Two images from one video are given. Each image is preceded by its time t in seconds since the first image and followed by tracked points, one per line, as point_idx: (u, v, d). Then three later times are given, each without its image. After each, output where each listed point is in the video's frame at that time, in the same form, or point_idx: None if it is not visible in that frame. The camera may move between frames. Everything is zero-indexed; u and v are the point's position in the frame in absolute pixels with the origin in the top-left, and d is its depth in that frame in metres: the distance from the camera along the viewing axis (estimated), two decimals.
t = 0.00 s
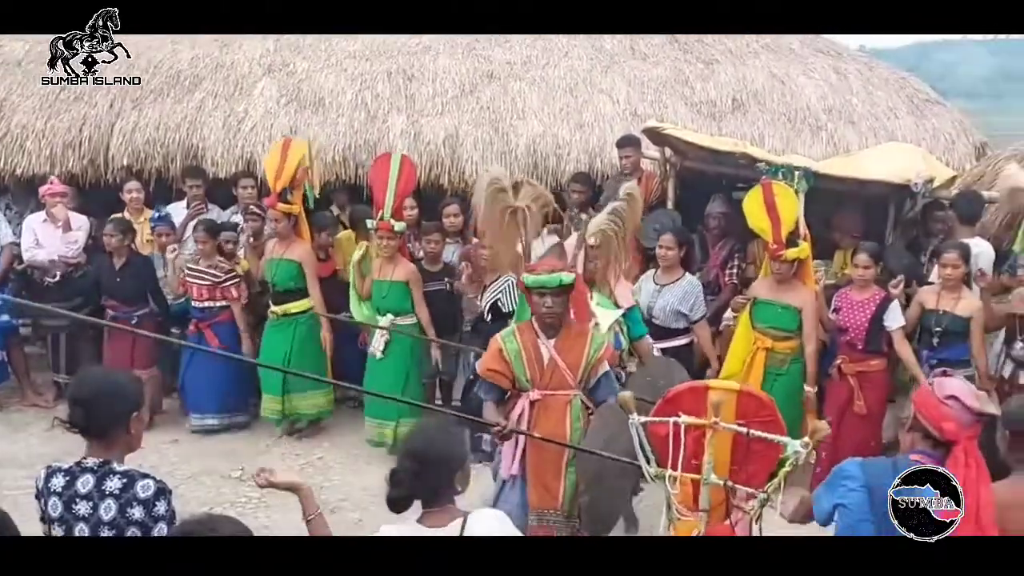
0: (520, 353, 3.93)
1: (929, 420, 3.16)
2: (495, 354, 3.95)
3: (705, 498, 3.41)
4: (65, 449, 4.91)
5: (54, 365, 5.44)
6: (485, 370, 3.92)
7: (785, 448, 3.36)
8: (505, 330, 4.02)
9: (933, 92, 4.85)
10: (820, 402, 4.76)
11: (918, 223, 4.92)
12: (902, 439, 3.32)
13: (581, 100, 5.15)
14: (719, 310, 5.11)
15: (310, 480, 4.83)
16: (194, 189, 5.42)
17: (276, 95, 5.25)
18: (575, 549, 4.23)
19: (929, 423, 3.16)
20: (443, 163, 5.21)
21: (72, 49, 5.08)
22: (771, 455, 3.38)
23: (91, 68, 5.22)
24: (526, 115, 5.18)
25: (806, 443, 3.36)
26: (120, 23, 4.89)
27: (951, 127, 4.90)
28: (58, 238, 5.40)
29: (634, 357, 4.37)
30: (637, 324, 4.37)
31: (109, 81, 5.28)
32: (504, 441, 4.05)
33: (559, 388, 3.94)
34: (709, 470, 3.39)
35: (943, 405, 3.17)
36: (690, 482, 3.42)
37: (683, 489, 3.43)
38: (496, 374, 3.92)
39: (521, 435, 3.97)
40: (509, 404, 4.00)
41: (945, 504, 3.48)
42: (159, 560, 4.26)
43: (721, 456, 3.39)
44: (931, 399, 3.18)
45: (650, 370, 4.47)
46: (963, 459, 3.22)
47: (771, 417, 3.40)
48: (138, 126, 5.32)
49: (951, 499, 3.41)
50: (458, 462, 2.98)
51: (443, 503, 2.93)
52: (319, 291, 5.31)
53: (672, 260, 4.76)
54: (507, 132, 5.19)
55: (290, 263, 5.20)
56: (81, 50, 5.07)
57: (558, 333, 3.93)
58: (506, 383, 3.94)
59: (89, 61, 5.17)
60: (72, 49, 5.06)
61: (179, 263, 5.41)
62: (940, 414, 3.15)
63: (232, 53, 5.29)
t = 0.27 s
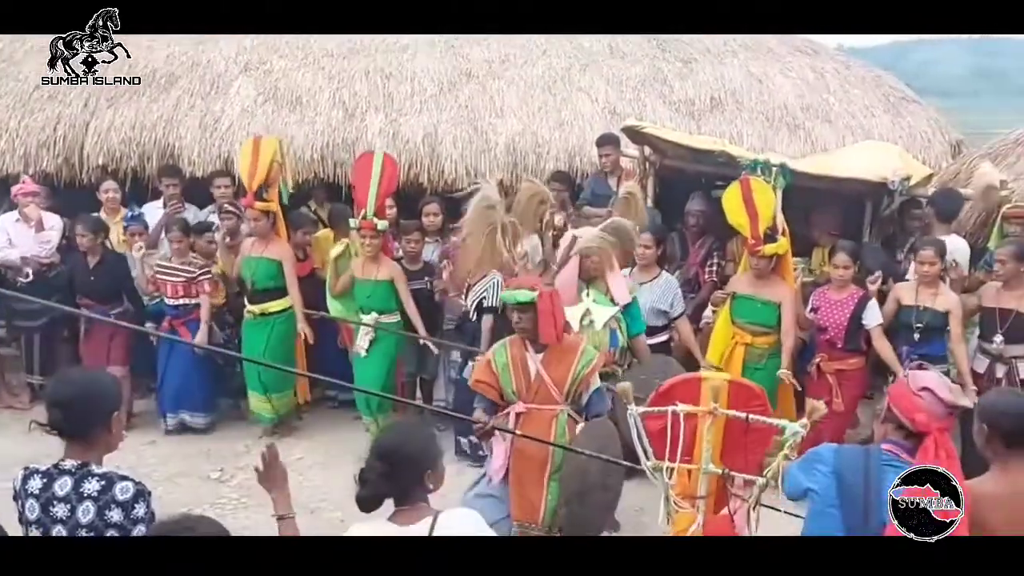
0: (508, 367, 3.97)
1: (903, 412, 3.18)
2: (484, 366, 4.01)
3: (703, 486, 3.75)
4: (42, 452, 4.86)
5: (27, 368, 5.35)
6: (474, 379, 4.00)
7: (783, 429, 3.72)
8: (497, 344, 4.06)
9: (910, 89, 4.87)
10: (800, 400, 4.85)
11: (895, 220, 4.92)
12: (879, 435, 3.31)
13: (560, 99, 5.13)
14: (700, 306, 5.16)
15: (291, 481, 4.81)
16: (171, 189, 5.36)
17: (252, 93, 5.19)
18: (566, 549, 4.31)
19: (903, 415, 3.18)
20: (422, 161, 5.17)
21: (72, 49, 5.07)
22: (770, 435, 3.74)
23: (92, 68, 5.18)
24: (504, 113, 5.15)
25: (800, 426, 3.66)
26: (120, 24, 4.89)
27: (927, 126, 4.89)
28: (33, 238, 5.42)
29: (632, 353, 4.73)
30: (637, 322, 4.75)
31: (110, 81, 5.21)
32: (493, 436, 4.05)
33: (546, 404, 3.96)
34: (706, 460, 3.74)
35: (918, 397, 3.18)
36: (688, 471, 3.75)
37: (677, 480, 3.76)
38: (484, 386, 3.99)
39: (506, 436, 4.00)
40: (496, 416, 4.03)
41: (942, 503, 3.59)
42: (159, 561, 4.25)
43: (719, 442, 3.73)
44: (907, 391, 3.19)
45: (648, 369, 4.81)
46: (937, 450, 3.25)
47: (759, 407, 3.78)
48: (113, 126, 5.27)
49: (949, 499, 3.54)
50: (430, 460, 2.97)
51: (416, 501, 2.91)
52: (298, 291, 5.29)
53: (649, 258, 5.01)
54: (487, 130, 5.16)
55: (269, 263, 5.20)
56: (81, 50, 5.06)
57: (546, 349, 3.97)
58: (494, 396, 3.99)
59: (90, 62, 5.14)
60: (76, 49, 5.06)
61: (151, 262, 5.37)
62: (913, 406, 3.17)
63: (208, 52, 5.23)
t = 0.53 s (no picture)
0: (495, 354, 4.01)
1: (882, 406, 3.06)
2: (473, 352, 4.05)
3: (698, 491, 3.77)
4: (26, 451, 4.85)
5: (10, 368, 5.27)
6: (462, 365, 4.04)
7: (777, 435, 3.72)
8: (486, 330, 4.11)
9: (895, 86, 4.91)
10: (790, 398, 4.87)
11: (881, 217, 4.92)
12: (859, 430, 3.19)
13: (547, 96, 5.15)
14: (686, 304, 5.11)
15: (277, 480, 4.79)
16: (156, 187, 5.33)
17: (238, 91, 5.18)
18: (566, 550, 4.28)
19: (883, 409, 3.07)
20: (409, 159, 5.20)
21: (72, 49, 4.91)
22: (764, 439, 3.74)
23: (92, 68, 5.10)
24: (491, 110, 5.16)
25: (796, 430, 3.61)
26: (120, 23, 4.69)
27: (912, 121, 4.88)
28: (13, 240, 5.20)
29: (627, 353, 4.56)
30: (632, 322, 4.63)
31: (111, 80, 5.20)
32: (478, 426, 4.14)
33: (530, 390, 4.01)
34: (700, 465, 3.73)
35: (896, 391, 3.07)
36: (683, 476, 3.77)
37: (673, 483, 3.81)
38: (471, 372, 4.04)
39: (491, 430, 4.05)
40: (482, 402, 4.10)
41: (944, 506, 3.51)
42: (161, 561, 4.21)
43: (714, 448, 3.74)
44: (884, 384, 3.08)
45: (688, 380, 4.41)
46: (919, 448, 3.08)
47: (754, 411, 3.77)
48: (97, 124, 5.27)
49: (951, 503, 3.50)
50: (426, 458, 2.96)
51: (412, 498, 2.90)
52: (286, 290, 5.21)
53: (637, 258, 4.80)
54: (473, 127, 5.18)
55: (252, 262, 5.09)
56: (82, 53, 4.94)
57: (532, 337, 4.00)
58: (480, 381, 4.04)
59: (90, 61, 5.02)
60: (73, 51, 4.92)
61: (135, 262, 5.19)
62: (894, 401, 3.05)
63: (193, 49, 5.27)
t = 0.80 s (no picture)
0: (498, 360, 4.01)
1: (881, 407, 3.15)
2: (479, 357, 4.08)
3: (696, 485, 3.78)
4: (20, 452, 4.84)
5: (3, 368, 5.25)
6: (469, 369, 4.07)
7: (771, 427, 3.75)
8: (493, 338, 4.12)
9: (888, 84, 4.87)
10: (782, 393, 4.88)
11: (874, 214, 4.95)
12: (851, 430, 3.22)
13: (540, 95, 5.14)
14: (682, 301, 5.12)
15: (273, 480, 4.78)
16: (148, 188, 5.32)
17: (230, 91, 5.16)
18: (566, 549, 4.28)
19: (882, 410, 3.15)
20: (403, 158, 5.20)
21: (71, 49, 4.89)
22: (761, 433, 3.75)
23: (92, 68, 5.08)
24: (484, 109, 5.16)
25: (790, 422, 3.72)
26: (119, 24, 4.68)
27: (905, 121, 4.93)
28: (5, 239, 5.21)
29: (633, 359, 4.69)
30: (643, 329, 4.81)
31: (110, 80, 5.17)
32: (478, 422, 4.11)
33: (532, 398, 3.97)
34: (698, 460, 3.75)
35: (891, 392, 3.17)
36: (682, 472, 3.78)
37: (672, 479, 3.81)
38: (476, 376, 4.05)
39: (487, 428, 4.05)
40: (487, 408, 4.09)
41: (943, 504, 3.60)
42: (159, 560, 4.18)
43: (711, 442, 3.74)
44: (879, 385, 3.17)
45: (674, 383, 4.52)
46: (918, 447, 3.27)
47: (749, 404, 3.77)
48: (89, 123, 5.26)
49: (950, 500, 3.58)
50: (422, 453, 2.95)
51: (407, 491, 2.90)
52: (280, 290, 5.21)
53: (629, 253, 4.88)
54: (467, 126, 5.18)
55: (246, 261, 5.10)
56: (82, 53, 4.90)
57: (534, 344, 3.98)
58: (484, 386, 4.05)
59: (89, 61, 5.00)
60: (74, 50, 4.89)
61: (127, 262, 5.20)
62: (891, 401, 3.15)
63: (185, 49, 5.18)
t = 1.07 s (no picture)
0: (496, 352, 4.01)
1: (876, 397, 3.23)
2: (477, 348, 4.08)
3: (705, 487, 3.82)
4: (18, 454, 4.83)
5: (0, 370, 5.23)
6: (465, 360, 4.06)
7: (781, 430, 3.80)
8: (492, 330, 4.11)
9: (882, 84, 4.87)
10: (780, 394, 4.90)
11: (871, 214, 4.96)
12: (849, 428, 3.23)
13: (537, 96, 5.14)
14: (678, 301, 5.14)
15: (273, 481, 4.77)
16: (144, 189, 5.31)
17: (226, 91, 5.13)
18: (566, 549, 4.29)
19: (876, 401, 3.23)
20: (400, 159, 5.18)
21: (72, 49, 4.91)
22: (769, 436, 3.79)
23: (92, 68, 5.06)
24: (482, 110, 5.15)
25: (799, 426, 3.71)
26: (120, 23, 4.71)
27: (901, 121, 4.91)
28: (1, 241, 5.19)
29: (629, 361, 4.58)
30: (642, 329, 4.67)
31: (109, 80, 5.14)
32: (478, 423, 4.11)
33: (528, 390, 3.97)
34: (706, 462, 3.79)
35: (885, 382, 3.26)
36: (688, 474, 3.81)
37: (680, 481, 3.83)
38: (473, 368, 4.05)
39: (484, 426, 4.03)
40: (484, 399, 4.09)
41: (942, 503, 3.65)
42: (159, 561, 4.23)
43: (718, 445, 3.79)
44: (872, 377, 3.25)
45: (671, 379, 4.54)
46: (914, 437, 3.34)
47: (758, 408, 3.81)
48: (85, 124, 5.23)
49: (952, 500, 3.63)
50: (424, 457, 2.94)
51: (412, 498, 2.90)
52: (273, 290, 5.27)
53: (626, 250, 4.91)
54: (463, 126, 5.17)
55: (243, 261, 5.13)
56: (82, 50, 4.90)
57: (532, 337, 3.97)
58: (481, 377, 4.05)
59: (89, 61, 5.01)
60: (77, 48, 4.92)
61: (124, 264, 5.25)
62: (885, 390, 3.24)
63: (181, 49, 5.13)
